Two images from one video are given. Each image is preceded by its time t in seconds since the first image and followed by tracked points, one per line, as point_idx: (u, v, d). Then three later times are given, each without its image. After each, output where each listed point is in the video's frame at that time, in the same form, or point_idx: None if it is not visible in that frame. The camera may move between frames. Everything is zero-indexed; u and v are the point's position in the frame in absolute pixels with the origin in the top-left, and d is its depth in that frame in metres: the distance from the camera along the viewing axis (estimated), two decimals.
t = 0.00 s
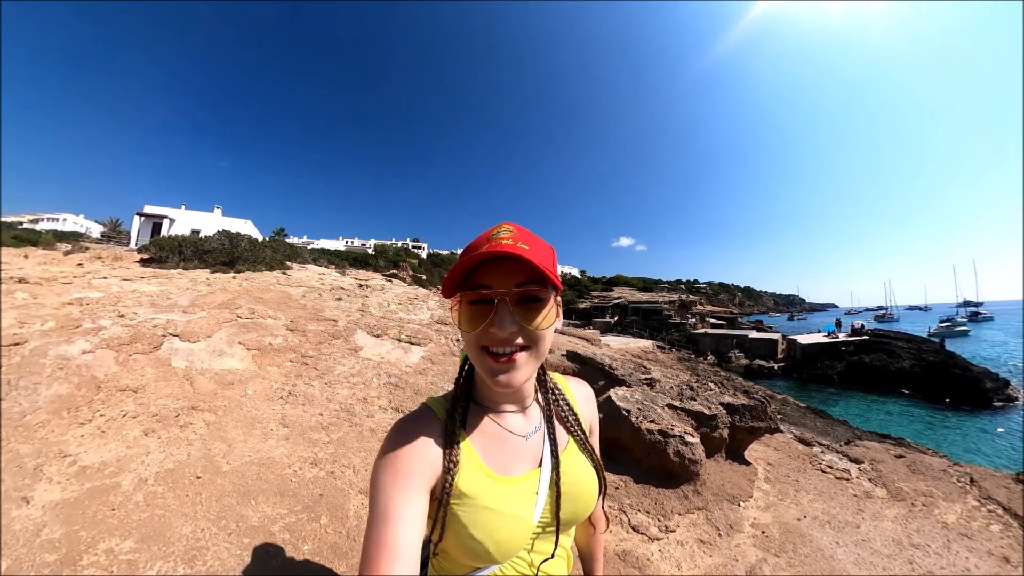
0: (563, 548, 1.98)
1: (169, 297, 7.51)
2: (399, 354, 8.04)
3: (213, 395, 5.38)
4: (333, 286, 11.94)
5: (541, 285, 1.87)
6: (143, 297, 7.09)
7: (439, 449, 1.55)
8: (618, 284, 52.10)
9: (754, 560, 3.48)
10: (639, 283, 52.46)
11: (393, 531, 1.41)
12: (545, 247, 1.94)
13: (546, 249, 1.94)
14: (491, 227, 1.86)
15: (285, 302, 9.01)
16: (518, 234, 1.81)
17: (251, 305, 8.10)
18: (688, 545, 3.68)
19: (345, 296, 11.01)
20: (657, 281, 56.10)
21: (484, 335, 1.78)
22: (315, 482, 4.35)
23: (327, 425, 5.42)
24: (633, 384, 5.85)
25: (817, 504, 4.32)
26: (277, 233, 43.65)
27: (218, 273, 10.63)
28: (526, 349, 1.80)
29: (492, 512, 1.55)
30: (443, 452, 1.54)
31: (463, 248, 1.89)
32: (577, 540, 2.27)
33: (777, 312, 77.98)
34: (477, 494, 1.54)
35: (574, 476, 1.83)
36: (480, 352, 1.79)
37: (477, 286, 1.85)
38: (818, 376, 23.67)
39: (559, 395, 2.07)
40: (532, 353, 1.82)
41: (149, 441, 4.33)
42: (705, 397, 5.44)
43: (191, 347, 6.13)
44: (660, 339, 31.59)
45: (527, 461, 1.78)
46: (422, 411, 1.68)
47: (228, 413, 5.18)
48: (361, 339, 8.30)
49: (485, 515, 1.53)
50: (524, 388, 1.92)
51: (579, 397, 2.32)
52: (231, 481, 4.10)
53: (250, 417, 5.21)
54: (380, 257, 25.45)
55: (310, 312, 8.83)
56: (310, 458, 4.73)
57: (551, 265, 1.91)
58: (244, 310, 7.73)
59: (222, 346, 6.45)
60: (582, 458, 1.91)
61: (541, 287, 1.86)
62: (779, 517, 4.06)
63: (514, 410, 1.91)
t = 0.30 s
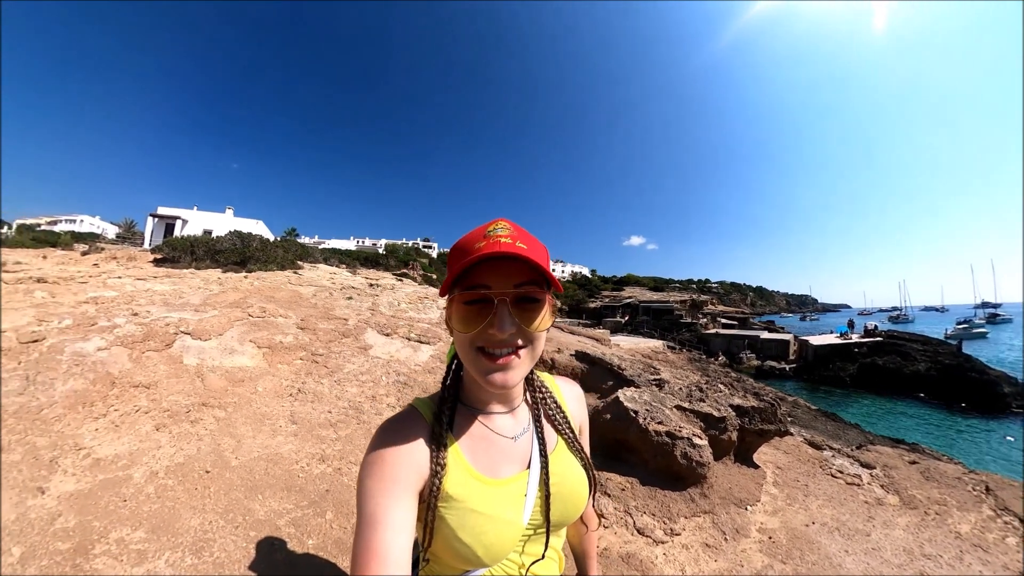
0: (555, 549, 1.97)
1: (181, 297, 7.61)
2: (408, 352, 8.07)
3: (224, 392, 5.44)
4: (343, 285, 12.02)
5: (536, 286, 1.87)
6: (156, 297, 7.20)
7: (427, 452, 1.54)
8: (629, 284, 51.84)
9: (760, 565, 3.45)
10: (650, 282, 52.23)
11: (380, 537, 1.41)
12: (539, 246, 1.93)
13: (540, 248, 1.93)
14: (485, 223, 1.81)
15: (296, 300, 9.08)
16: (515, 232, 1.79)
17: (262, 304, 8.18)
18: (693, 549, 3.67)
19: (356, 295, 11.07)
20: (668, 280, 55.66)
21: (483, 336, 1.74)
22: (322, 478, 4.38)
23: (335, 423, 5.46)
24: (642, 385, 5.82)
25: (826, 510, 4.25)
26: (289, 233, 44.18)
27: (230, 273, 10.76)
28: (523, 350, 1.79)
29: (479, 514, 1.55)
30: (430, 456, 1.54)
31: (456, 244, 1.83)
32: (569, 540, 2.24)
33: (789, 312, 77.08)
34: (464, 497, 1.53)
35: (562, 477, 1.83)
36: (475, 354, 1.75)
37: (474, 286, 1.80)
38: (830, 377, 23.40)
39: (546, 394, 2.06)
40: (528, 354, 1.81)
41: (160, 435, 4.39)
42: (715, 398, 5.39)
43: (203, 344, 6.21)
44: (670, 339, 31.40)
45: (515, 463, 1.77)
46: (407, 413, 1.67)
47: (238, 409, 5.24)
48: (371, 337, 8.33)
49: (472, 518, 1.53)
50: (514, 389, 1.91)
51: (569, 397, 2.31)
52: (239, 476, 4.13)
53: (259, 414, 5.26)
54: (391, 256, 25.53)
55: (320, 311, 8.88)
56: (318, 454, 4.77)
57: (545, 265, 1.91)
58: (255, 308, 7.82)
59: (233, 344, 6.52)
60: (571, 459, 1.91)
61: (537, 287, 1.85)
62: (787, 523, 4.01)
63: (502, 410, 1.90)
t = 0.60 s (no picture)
0: (560, 545, 1.97)
1: (196, 297, 7.75)
2: (420, 351, 8.12)
3: (237, 389, 5.53)
4: (356, 284, 12.13)
5: (541, 283, 1.87)
6: (171, 297, 7.34)
7: (434, 446, 1.55)
8: (641, 283, 51.55)
9: (768, 569, 3.42)
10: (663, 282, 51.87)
11: (388, 529, 1.43)
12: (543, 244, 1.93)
13: (544, 246, 1.93)
14: (489, 223, 1.83)
15: (308, 300, 9.17)
16: (518, 232, 1.80)
17: (276, 304, 8.28)
18: (701, 550, 3.66)
19: (367, 294, 11.15)
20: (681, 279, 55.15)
21: (488, 335, 1.75)
22: (334, 474, 4.44)
23: (347, 420, 5.52)
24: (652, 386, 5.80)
25: (837, 515, 4.20)
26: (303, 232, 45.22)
27: (244, 273, 10.91)
28: (528, 348, 1.79)
29: (484, 507, 1.56)
30: (437, 450, 1.55)
31: (459, 244, 1.84)
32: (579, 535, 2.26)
33: (804, 312, 75.91)
34: (470, 491, 1.54)
35: (567, 472, 1.83)
36: (481, 352, 1.77)
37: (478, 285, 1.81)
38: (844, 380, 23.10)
39: (552, 389, 2.05)
40: (532, 351, 1.81)
41: (176, 431, 4.48)
42: (725, 399, 5.34)
43: (217, 342, 6.32)
44: (682, 340, 31.15)
45: (521, 458, 1.77)
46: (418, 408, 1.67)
47: (252, 406, 5.32)
48: (382, 336, 8.39)
49: (478, 512, 1.54)
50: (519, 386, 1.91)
51: (577, 393, 2.30)
52: (252, 472, 4.20)
53: (272, 411, 5.34)
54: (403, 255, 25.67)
55: (333, 310, 8.96)
56: (330, 451, 4.83)
57: (550, 262, 1.90)
58: (269, 308, 7.92)
59: (247, 342, 6.61)
60: (577, 454, 1.91)
61: (541, 285, 1.85)
62: (797, 526, 3.98)
63: (509, 405, 1.89)
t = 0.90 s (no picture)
0: (565, 539, 1.99)
1: (210, 296, 7.86)
2: (431, 350, 8.15)
3: (251, 386, 5.61)
4: (368, 283, 12.20)
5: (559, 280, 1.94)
6: (186, 297, 7.46)
7: (440, 441, 1.55)
8: (653, 283, 51.25)
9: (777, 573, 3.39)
10: (675, 281, 51.48)
11: (395, 524, 1.42)
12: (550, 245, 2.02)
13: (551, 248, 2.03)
14: (511, 220, 1.86)
15: (321, 299, 9.25)
16: (540, 231, 1.89)
17: (289, 303, 8.36)
18: (709, 552, 3.64)
19: (379, 293, 11.21)
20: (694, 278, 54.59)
21: (535, 329, 1.71)
22: (344, 471, 4.48)
23: (358, 417, 5.56)
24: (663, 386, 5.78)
25: (849, 520, 4.15)
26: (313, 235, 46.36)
27: (257, 273, 11.04)
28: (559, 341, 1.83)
29: (492, 503, 1.56)
30: (444, 447, 1.56)
31: (488, 237, 1.75)
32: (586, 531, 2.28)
33: (818, 311, 74.97)
34: (478, 486, 1.55)
35: (574, 465, 1.84)
36: (524, 348, 1.70)
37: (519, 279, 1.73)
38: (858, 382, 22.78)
39: (555, 381, 2.12)
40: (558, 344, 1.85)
41: (190, 426, 4.56)
42: (737, 400, 5.31)
43: (231, 340, 6.41)
44: (694, 341, 30.91)
45: (527, 453, 1.79)
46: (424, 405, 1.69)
47: (265, 402, 5.39)
48: (394, 335, 8.44)
49: (486, 506, 1.55)
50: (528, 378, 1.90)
51: (582, 389, 2.31)
52: (264, 467, 4.26)
53: (285, 408, 5.40)
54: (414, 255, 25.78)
55: (345, 309, 9.03)
56: (341, 447, 4.87)
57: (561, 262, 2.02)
58: (282, 307, 8.00)
59: (260, 340, 6.69)
60: (583, 448, 1.91)
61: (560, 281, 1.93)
62: (807, 531, 3.94)
63: (517, 400, 1.88)
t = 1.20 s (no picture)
0: (559, 529, 1.95)
1: (223, 295, 7.97)
2: (441, 348, 8.18)
3: (263, 382, 5.69)
4: (380, 282, 12.27)
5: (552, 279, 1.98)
6: (200, 295, 7.59)
7: (431, 438, 1.54)
8: (665, 281, 50.87)
9: None
10: (687, 280, 51.05)
11: (386, 522, 1.40)
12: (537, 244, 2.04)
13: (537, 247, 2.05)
14: (516, 216, 1.84)
15: (333, 298, 9.33)
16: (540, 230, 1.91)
17: (301, 301, 8.45)
18: (714, 555, 3.62)
19: (391, 292, 11.27)
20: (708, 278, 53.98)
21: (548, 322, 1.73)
22: (353, 466, 4.52)
23: (368, 413, 5.61)
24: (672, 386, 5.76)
25: (859, 528, 4.09)
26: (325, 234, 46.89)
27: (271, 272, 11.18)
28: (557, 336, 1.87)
29: (485, 498, 1.57)
30: (435, 443, 1.55)
31: (498, 230, 1.73)
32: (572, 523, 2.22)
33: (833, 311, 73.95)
34: (470, 482, 1.55)
35: (563, 457, 1.84)
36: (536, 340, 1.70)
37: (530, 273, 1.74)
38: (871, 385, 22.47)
39: (544, 376, 2.12)
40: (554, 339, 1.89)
41: (203, 421, 4.64)
42: (747, 401, 5.26)
43: (244, 338, 6.50)
44: (706, 341, 30.68)
45: (518, 446, 1.78)
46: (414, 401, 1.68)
47: (276, 399, 5.46)
48: (405, 333, 8.49)
49: (478, 501, 1.55)
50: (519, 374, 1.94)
51: (569, 381, 2.31)
52: (273, 460, 4.32)
53: (296, 403, 5.46)
54: (427, 254, 25.89)
55: (357, 308, 9.09)
56: (351, 443, 4.92)
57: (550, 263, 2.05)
58: (294, 305, 8.08)
59: (272, 338, 6.78)
60: (572, 440, 1.92)
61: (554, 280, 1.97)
62: (816, 537, 3.90)
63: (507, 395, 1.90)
